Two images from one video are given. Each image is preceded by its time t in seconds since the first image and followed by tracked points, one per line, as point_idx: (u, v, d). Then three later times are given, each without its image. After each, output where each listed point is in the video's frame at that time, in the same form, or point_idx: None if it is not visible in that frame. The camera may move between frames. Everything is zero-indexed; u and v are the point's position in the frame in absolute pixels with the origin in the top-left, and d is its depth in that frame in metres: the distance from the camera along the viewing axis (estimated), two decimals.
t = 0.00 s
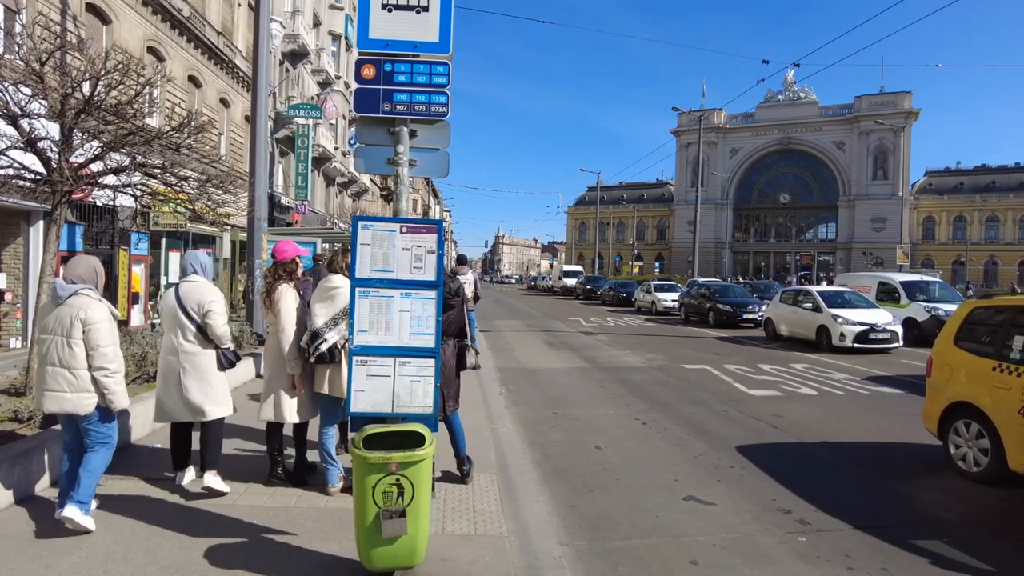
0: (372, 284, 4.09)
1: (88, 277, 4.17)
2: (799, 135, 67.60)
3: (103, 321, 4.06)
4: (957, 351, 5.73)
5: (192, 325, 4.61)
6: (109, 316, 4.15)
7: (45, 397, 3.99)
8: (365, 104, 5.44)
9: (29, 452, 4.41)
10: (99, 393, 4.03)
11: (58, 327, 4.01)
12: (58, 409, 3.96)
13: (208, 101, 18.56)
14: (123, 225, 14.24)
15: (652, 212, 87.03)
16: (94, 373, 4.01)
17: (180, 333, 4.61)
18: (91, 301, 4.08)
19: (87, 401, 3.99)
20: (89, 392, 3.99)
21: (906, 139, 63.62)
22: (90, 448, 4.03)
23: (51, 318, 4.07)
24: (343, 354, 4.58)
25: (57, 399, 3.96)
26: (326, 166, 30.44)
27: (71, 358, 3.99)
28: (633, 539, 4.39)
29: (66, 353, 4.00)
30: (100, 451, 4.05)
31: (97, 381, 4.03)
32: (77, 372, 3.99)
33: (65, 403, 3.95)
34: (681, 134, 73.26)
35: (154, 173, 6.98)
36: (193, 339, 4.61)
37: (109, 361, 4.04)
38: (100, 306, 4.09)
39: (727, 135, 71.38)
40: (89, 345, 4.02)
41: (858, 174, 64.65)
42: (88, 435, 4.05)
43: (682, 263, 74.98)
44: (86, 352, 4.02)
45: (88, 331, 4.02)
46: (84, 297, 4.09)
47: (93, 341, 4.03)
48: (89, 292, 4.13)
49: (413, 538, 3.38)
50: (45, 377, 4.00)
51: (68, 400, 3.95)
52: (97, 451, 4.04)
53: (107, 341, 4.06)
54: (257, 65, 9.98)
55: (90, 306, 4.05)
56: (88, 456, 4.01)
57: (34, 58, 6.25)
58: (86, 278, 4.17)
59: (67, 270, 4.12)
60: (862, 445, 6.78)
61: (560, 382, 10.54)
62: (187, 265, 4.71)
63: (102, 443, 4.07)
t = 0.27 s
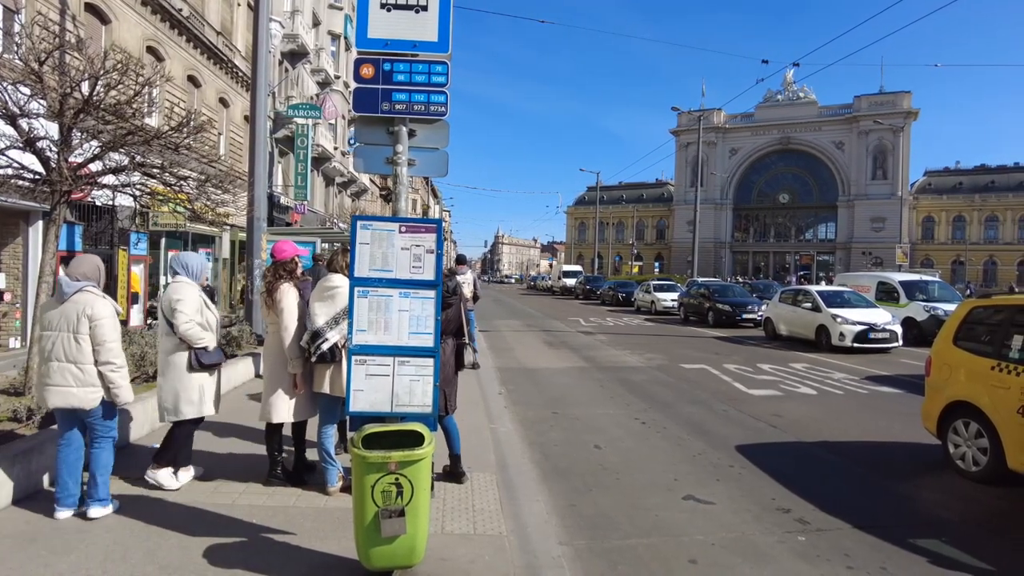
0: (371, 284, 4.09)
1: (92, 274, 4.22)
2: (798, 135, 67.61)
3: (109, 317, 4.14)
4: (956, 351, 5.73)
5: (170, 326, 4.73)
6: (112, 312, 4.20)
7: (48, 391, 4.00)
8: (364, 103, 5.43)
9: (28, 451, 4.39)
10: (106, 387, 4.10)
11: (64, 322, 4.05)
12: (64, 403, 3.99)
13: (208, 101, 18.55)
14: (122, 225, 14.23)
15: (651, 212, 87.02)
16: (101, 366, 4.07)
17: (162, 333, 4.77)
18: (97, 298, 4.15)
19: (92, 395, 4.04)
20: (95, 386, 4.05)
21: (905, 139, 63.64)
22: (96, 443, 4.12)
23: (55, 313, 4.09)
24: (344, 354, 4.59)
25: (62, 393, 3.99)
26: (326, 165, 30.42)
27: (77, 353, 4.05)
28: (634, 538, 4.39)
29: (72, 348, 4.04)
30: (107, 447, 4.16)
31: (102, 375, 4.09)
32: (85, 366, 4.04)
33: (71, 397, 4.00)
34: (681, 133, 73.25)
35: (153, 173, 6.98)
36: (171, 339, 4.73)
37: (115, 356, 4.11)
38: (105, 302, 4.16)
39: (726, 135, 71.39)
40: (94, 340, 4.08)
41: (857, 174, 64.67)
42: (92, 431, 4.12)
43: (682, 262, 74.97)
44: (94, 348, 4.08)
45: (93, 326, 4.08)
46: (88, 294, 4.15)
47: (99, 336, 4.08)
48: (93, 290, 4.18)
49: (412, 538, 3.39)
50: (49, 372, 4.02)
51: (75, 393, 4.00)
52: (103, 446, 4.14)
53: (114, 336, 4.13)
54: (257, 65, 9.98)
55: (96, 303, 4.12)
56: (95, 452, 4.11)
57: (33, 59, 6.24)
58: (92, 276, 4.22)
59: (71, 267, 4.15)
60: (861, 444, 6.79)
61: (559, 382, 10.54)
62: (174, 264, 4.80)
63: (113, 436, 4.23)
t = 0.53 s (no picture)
0: (372, 283, 4.09)
1: (100, 272, 4.22)
2: (798, 135, 67.61)
3: (118, 315, 4.15)
4: (956, 351, 5.73)
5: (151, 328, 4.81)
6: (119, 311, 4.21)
7: (55, 388, 4.00)
8: (365, 102, 5.44)
9: (28, 450, 4.39)
10: (114, 384, 4.12)
11: (72, 320, 4.05)
12: (71, 400, 3.99)
13: (208, 101, 18.54)
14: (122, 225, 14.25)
15: (651, 211, 87.05)
16: (111, 364, 4.09)
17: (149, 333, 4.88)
18: (105, 295, 4.16)
19: (100, 393, 4.06)
20: (103, 383, 4.06)
21: (905, 138, 63.67)
22: (96, 444, 4.11)
23: (62, 311, 4.09)
24: (345, 353, 4.59)
25: (69, 390, 3.99)
26: (326, 165, 30.41)
27: (86, 350, 4.06)
28: (634, 537, 4.39)
29: (81, 345, 4.05)
30: (107, 447, 4.15)
31: (108, 373, 4.10)
32: (94, 363, 4.05)
33: (78, 394, 4.00)
34: (680, 133, 73.26)
35: (154, 173, 6.98)
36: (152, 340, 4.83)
37: (124, 353, 4.13)
38: (113, 301, 4.17)
39: (726, 135, 71.40)
40: (102, 338, 4.09)
41: (857, 174, 64.68)
42: (93, 431, 4.12)
43: (681, 262, 74.98)
44: (102, 345, 4.10)
45: (102, 324, 4.09)
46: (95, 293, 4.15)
47: (107, 334, 4.10)
48: (101, 288, 4.19)
49: (413, 537, 3.39)
50: (56, 369, 4.01)
51: (83, 390, 4.00)
52: (103, 447, 4.13)
53: (122, 334, 4.15)
54: (257, 65, 9.98)
55: (103, 302, 4.13)
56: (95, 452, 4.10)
57: (33, 58, 6.23)
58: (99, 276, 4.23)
59: (79, 266, 4.17)
60: (860, 443, 6.79)
61: (559, 381, 10.54)
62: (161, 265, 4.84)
63: (112, 435, 4.22)
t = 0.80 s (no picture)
0: (374, 283, 4.09)
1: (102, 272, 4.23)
2: (799, 135, 67.60)
3: (118, 315, 4.15)
4: (957, 351, 5.73)
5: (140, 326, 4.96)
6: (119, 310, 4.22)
7: (56, 388, 4.00)
8: (367, 102, 5.44)
9: (30, 450, 4.39)
10: (114, 384, 4.13)
11: (74, 319, 4.06)
12: (71, 400, 3.99)
13: (208, 100, 18.54)
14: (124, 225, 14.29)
15: (652, 211, 87.08)
16: (111, 363, 4.10)
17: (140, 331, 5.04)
18: (106, 295, 4.17)
19: (100, 392, 4.06)
20: (103, 383, 4.07)
21: (905, 138, 63.67)
22: (97, 444, 4.11)
23: (65, 311, 4.10)
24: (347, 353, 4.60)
25: (69, 389, 3.99)
26: (326, 165, 30.41)
27: (86, 350, 4.06)
28: (635, 538, 4.39)
29: (81, 344, 4.06)
30: (108, 447, 4.15)
31: (108, 373, 4.11)
32: (94, 362, 4.06)
33: (78, 393, 4.00)
34: (681, 133, 73.25)
35: (155, 172, 6.98)
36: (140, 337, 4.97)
37: (124, 353, 4.14)
38: (114, 300, 4.17)
39: (726, 134, 71.39)
40: (102, 338, 4.10)
41: (857, 174, 64.68)
42: (94, 431, 4.12)
43: (681, 262, 74.97)
44: (103, 345, 4.11)
45: (103, 324, 4.10)
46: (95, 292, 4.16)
47: (107, 334, 4.10)
48: (102, 288, 4.20)
49: (414, 536, 3.39)
50: (57, 368, 4.02)
51: (84, 389, 4.01)
52: (104, 447, 4.13)
53: (122, 334, 4.16)
54: (258, 65, 9.99)
55: (104, 301, 4.13)
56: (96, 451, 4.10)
57: (34, 57, 6.24)
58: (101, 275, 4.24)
59: (80, 266, 4.18)
60: (861, 443, 6.79)
61: (560, 381, 10.54)
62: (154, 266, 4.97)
63: (113, 435, 4.22)
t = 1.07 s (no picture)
0: (376, 282, 4.09)
1: (99, 272, 4.23)
2: (800, 134, 67.56)
3: (117, 314, 4.15)
4: (959, 351, 5.72)
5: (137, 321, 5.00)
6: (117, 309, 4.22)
7: (56, 388, 4.00)
8: (369, 101, 5.43)
9: (31, 450, 4.40)
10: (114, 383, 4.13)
11: (72, 319, 4.06)
12: (71, 400, 4.00)
13: (209, 100, 18.56)
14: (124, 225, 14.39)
15: (653, 211, 87.06)
16: (111, 363, 4.10)
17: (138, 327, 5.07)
18: (104, 295, 4.17)
19: (100, 391, 4.06)
20: (103, 382, 4.07)
21: (906, 138, 63.63)
22: (97, 445, 4.10)
23: (63, 311, 4.10)
24: (349, 353, 4.59)
25: (70, 389, 3.99)
26: (327, 165, 30.43)
27: (85, 350, 4.06)
28: (636, 538, 4.38)
29: (80, 344, 4.05)
30: (109, 448, 4.14)
31: (108, 372, 4.11)
32: (93, 362, 4.06)
33: (79, 393, 4.00)
34: (682, 133, 73.22)
35: (156, 172, 6.99)
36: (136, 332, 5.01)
37: (123, 352, 4.14)
38: (113, 300, 4.17)
39: (727, 134, 71.37)
40: (101, 337, 4.10)
41: (858, 173, 64.63)
42: (94, 431, 4.11)
43: (682, 262, 74.96)
44: (102, 344, 4.11)
45: (102, 323, 4.10)
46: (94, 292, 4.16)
47: (106, 333, 4.10)
48: (100, 288, 4.20)
49: (416, 537, 3.38)
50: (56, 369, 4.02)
51: (84, 389, 4.01)
52: (104, 448, 4.12)
53: (121, 333, 4.16)
54: (259, 65, 10.00)
55: (103, 301, 4.13)
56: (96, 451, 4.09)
57: (35, 57, 6.24)
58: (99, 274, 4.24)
59: (77, 265, 4.18)
60: (863, 443, 6.78)
61: (561, 381, 10.54)
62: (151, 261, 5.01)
63: (113, 436, 4.20)
